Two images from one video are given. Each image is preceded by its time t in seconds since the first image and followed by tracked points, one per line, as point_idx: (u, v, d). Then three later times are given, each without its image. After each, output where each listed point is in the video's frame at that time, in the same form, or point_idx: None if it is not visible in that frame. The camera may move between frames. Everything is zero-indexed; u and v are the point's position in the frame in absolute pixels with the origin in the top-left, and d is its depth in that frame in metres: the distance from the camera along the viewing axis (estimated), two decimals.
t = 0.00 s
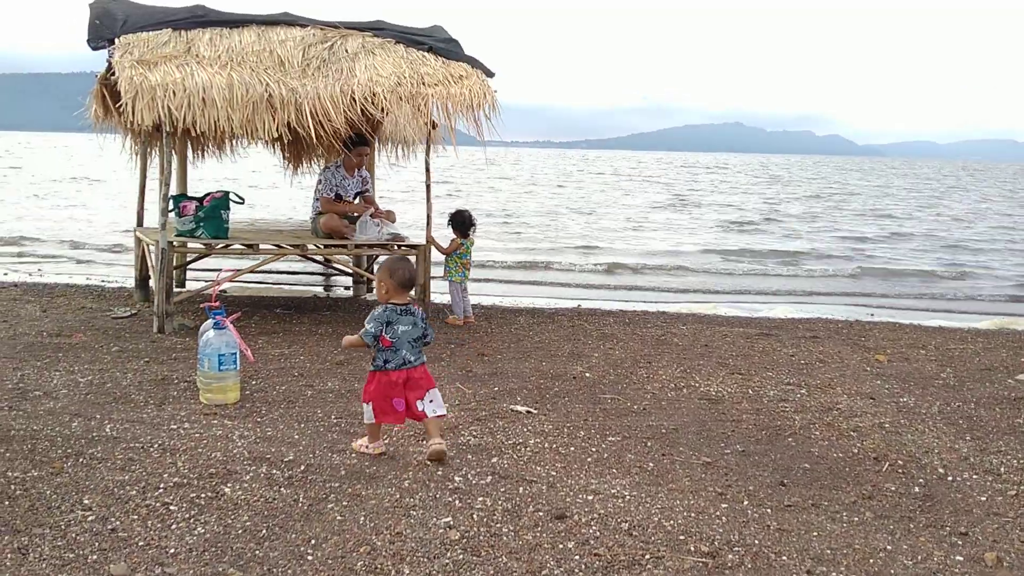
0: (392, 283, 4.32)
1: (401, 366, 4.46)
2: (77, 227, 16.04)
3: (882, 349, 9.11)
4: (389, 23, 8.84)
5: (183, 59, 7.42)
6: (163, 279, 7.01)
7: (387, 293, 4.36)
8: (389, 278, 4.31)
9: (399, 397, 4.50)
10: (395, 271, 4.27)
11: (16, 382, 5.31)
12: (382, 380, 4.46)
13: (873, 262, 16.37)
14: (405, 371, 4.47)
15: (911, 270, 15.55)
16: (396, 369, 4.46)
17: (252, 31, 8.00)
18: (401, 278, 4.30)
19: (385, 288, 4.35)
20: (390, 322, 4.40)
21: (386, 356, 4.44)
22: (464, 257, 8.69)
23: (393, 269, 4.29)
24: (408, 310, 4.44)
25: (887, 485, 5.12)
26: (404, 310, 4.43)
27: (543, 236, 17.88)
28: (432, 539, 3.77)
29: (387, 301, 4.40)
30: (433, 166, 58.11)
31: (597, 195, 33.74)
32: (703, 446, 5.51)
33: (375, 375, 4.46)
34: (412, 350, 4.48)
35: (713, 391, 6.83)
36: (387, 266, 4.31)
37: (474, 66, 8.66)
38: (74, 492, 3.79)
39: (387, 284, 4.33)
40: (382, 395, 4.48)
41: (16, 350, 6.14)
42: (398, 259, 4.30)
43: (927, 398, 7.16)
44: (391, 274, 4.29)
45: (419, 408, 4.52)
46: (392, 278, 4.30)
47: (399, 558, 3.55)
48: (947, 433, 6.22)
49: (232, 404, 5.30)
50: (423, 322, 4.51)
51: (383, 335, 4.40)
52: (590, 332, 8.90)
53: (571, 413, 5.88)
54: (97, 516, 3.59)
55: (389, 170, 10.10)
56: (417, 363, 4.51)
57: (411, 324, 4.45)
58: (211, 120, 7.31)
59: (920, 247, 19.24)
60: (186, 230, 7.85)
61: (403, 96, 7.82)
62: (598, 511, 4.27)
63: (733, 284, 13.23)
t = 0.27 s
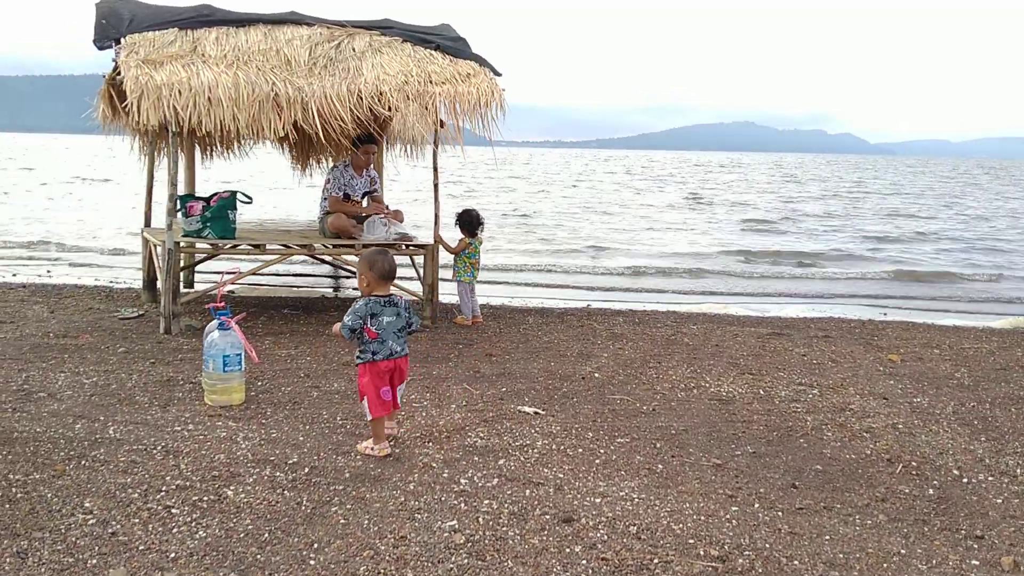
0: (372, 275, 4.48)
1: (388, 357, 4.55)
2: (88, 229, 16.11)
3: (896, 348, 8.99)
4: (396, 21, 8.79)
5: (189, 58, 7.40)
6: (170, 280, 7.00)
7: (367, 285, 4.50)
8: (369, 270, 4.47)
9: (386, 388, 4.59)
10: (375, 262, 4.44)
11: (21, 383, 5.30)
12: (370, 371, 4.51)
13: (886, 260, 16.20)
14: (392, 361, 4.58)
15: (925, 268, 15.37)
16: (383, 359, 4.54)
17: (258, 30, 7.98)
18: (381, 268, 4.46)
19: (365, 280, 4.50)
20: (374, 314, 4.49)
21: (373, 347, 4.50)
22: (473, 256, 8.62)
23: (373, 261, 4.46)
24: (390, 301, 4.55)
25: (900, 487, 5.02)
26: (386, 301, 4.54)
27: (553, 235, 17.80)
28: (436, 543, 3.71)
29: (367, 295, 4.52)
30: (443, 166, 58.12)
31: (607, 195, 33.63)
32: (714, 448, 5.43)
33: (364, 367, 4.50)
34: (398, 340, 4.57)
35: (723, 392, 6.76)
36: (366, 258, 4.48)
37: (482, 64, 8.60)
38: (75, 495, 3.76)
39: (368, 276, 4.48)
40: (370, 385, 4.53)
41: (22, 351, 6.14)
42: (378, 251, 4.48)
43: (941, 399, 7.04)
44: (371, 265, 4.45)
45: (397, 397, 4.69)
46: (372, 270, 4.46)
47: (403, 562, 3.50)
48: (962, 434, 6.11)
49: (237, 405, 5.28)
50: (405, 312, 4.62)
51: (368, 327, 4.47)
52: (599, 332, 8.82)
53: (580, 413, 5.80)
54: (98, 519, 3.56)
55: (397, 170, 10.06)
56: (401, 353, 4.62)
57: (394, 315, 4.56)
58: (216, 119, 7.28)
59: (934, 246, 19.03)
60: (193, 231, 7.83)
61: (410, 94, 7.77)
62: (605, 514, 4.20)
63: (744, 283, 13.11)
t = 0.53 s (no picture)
0: (368, 278, 4.54)
1: (378, 358, 4.68)
2: (100, 232, 16.16)
3: (911, 354, 8.83)
4: (405, 23, 8.74)
5: (196, 61, 7.37)
6: (176, 284, 6.96)
7: (362, 288, 4.57)
8: (366, 273, 4.53)
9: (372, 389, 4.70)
10: (373, 267, 4.50)
11: (24, 390, 5.26)
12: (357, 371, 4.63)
13: (900, 264, 16.00)
14: (381, 362, 4.70)
15: (940, 272, 15.16)
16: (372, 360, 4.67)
17: (266, 33, 7.94)
18: (378, 274, 4.53)
19: (360, 282, 4.55)
20: (368, 315, 4.60)
21: (364, 347, 4.63)
22: (483, 259, 8.56)
23: (372, 265, 4.52)
24: (383, 303, 4.67)
25: (915, 498, 4.90)
26: (379, 303, 4.65)
27: (564, 239, 17.70)
28: (439, 556, 3.63)
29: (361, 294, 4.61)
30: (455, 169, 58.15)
31: (619, 198, 33.49)
32: (725, 457, 5.32)
33: (353, 367, 4.63)
34: (388, 343, 4.71)
35: (735, 399, 6.65)
36: (364, 261, 4.53)
37: (491, 66, 8.53)
38: (73, 505, 3.71)
39: (363, 278, 4.54)
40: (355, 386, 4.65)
41: (27, 356, 6.12)
42: (377, 255, 4.53)
43: (957, 406, 6.90)
44: (369, 269, 4.52)
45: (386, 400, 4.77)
46: (369, 274, 4.52)
47: None
48: (979, 443, 5.97)
49: (241, 412, 5.22)
50: (398, 315, 4.74)
51: (361, 327, 4.59)
52: (609, 337, 8.72)
53: (588, 421, 5.71)
54: (95, 530, 3.50)
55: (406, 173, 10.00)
56: (391, 356, 4.75)
57: (387, 318, 4.67)
58: (223, 122, 7.24)
59: (950, 249, 18.79)
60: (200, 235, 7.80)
61: (418, 97, 7.71)
62: (613, 526, 4.11)
63: (756, 287, 12.96)
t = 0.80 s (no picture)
0: (354, 281, 4.52)
1: (363, 360, 4.64)
2: (115, 237, 16.23)
3: (930, 361, 8.68)
4: (416, 26, 8.69)
5: (207, 64, 7.35)
6: (186, 288, 6.94)
7: (349, 291, 4.54)
8: (351, 276, 4.51)
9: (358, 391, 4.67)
10: (359, 270, 4.48)
11: (32, 395, 5.24)
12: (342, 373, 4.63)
13: (918, 269, 15.78)
14: (367, 365, 4.66)
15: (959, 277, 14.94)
16: (356, 363, 4.63)
17: (277, 36, 7.92)
18: (364, 277, 4.51)
19: (347, 285, 4.53)
20: (353, 318, 4.56)
21: (349, 350, 4.60)
22: (495, 264, 8.48)
23: (359, 267, 4.50)
24: (371, 305, 4.61)
25: (936, 509, 4.77)
26: (367, 306, 4.60)
27: (577, 243, 17.60)
28: (447, 568, 3.55)
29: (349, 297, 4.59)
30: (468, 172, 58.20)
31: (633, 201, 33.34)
32: (740, 466, 5.21)
33: (338, 369, 4.62)
34: (375, 345, 4.65)
35: (750, 406, 6.54)
36: (350, 263, 4.51)
37: (503, 69, 8.47)
38: (76, 513, 3.66)
39: (350, 281, 4.52)
40: (341, 387, 4.64)
41: (36, 361, 6.10)
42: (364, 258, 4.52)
43: (977, 414, 6.75)
44: (354, 272, 4.50)
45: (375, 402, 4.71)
46: (354, 277, 4.50)
47: None
48: (1001, 452, 5.83)
49: (248, 417, 5.19)
50: (386, 318, 4.68)
51: (346, 330, 4.57)
52: (622, 342, 8.61)
53: (600, 429, 5.62)
54: (98, 539, 3.45)
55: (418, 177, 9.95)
56: (378, 358, 4.69)
57: (373, 321, 4.62)
58: (233, 126, 7.22)
59: (969, 253, 18.53)
60: (211, 239, 7.78)
61: (429, 100, 7.66)
62: (625, 537, 4.02)
63: (771, 292, 12.81)
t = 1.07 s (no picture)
0: (336, 279, 4.59)
1: (353, 358, 4.69)
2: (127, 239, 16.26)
3: (948, 366, 8.55)
4: (428, 27, 8.64)
5: (218, 66, 7.32)
6: (197, 292, 6.91)
7: (332, 291, 4.61)
8: (332, 274, 4.59)
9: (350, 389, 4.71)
10: (340, 266, 4.56)
11: (41, 399, 5.20)
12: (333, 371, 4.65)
13: (933, 272, 15.62)
14: (357, 362, 4.71)
15: (975, 280, 14.76)
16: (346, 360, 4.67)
17: (288, 37, 7.89)
18: (346, 274, 4.58)
19: (329, 285, 4.60)
20: (340, 316, 4.61)
21: (338, 348, 4.64)
22: (506, 267, 8.41)
23: (339, 265, 4.59)
24: (356, 303, 4.68)
25: (959, 519, 4.67)
26: (351, 304, 4.67)
27: (589, 246, 17.51)
28: None
29: (333, 296, 4.65)
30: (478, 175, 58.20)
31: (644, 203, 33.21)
32: (758, 474, 5.12)
33: (329, 368, 4.64)
34: (363, 342, 4.70)
35: (767, 413, 6.45)
36: (330, 263, 4.60)
37: (515, 70, 8.40)
38: (85, 520, 3.61)
39: (333, 280, 4.59)
40: (334, 385, 4.66)
41: (47, 364, 6.07)
42: (343, 256, 4.61)
43: (998, 421, 6.63)
44: (335, 270, 4.58)
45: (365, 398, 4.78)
46: (336, 275, 4.57)
47: None
48: None
49: (259, 421, 5.15)
50: (371, 315, 4.74)
51: (334, 328, 4.61)
52: (636, 346, 8.52)
53: (615, 435, 5.53)
54: (107, 548, 3.40)
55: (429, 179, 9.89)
56: (366, 355, 4.75)
57: (360, 317, 4.68)
58: (244, 128, 7.18)
59: (985, 257, 18.32)
60: (222, 241, 7.73)
61: (442, 102, 7.60)
62: (642, 548, 3.94)
63: (785, 295, 12.68)
